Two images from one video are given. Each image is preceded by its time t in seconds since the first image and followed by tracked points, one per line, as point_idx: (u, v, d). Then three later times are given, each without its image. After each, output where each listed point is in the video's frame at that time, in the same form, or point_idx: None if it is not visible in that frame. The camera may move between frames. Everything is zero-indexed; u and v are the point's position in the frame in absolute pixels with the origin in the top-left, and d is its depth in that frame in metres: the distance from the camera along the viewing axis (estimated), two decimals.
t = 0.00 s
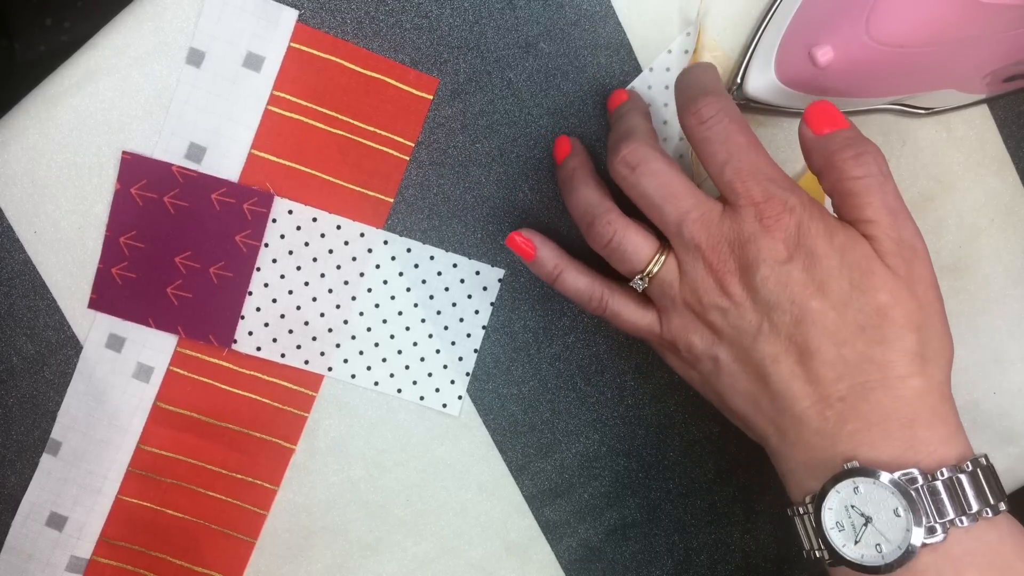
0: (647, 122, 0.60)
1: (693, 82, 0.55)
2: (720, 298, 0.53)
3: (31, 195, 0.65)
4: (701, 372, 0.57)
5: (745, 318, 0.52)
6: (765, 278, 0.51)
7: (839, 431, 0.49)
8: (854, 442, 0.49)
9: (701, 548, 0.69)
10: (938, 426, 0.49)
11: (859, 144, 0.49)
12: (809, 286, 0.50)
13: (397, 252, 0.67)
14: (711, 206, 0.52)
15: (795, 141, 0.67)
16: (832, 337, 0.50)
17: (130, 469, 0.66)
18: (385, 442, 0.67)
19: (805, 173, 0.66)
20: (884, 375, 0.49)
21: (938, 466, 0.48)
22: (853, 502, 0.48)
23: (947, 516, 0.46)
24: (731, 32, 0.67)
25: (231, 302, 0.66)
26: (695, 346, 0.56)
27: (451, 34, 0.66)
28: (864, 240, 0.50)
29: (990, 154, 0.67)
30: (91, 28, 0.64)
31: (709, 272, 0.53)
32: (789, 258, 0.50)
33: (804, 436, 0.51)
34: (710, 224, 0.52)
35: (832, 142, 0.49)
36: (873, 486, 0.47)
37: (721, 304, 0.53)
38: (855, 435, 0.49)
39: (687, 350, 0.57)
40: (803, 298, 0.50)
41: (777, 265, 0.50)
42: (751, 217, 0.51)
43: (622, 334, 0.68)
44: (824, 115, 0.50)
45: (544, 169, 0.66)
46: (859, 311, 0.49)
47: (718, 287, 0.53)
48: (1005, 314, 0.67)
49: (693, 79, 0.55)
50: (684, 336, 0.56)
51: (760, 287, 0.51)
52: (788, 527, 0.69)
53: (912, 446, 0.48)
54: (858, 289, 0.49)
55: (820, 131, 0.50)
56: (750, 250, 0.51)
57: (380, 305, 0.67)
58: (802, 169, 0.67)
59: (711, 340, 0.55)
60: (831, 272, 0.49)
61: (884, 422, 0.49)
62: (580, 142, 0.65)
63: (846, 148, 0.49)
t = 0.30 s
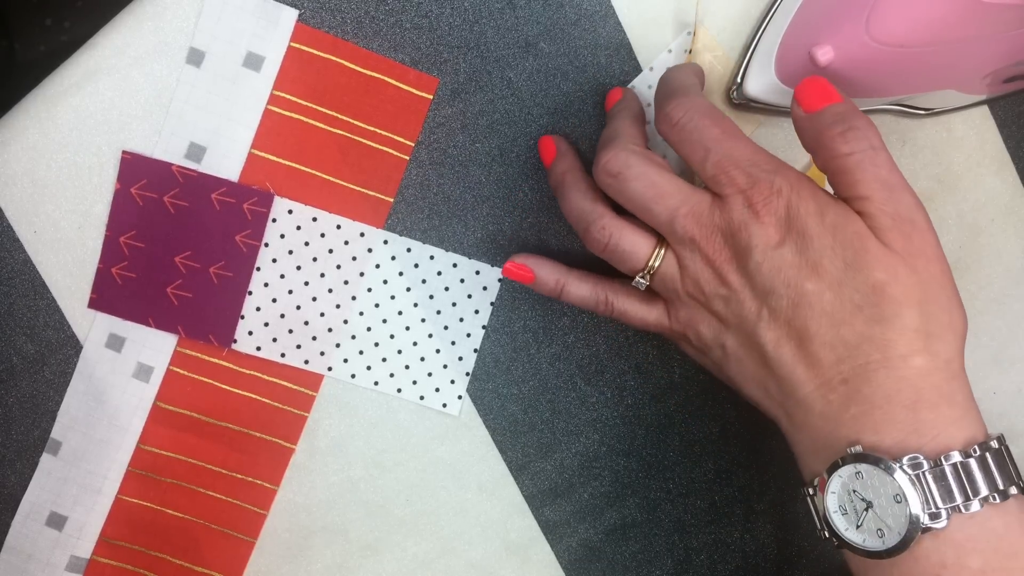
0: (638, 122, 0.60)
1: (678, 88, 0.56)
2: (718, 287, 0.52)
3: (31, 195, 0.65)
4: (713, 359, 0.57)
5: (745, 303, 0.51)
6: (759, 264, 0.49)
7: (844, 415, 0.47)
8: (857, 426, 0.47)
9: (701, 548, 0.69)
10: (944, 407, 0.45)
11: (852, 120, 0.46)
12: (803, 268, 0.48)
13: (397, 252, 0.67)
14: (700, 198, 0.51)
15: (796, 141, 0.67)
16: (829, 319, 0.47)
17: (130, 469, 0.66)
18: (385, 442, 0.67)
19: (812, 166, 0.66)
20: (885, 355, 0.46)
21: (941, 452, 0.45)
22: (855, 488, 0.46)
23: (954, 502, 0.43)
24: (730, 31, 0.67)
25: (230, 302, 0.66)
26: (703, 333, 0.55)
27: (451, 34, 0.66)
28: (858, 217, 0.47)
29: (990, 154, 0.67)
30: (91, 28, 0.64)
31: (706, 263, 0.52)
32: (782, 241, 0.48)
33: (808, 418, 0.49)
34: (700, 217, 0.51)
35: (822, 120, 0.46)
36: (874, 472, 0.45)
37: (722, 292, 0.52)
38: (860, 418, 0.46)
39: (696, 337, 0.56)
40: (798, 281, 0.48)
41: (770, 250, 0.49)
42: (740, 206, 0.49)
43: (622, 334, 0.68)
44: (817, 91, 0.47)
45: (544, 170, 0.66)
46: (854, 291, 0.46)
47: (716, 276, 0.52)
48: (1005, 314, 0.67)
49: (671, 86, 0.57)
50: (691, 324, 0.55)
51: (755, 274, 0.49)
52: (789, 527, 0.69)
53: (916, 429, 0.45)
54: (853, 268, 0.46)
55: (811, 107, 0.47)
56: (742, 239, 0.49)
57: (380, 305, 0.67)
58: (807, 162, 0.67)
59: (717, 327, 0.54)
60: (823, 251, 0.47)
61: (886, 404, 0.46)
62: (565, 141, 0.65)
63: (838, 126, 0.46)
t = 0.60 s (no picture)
0: (633, 123, 0.60)
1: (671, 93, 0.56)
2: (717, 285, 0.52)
3: (31, 195, 0.65)
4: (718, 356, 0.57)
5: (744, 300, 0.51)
6: (756, 261, 0.49)
7: (845, 411, 0.47)
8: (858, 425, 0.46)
9: (701, 548, 0.69)
10: (946, 404, 0.44)
11: (855, 113, 0.45)
12: (800, 264, 0.47)
13: (397, 252, 0.67)
14: (696, 197, 0.51)
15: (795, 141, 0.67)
16: (827, 315, 0.47)
17: (130, 469, 0.66)
18: (385, 441, 0.67)
19: (814, 163, 0.66)
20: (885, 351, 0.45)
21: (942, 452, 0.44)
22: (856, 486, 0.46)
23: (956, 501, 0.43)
24: (730, 31, 0.67)
25: (231, 302, 0.66)
26: (707, 331, 0.55)
27: (451, 34, 0.66)
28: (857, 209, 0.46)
29: (990, 154, 0.67)
30: (91, 28, 0.64)
31: (705, 261, 0.52)
32: (780, 237, 0.48)
33: (808, 424, 0.49)
34: (697, 216, 0.51)
35: (822, 113, 0.46)
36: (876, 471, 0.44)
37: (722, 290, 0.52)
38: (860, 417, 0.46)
39: (701, 334, 0.56)
40: (795, 277, 0.47)
41: (767, 247, 0.48)
42: (736, 204, 0.49)
43: (622, 333, 0.68)
44: (821, 86, 0.47)
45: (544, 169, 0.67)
46: (852, 286, 0.46)
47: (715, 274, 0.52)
48: (1006, 314, 0.67)
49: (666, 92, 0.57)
50: (696, 322, 0.56)
51: (753, 271, 0.49)
52: (789, 527, 0.69)
53: (916, 428, 0.44)
54: (851, 262, 0.46)
55: (812, 99, 0.47)
56: (738, 237, 0.49)
57: (380, 305, 0.67)
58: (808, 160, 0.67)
59: (720, 325, 0.54)
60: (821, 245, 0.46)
61: (886, 401, 0.45)
62: (556, 145, 0.64)
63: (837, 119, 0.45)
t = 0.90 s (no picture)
0: (635, 123, 0.59)
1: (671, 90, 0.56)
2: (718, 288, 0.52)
3: (31, 195, 0.65)
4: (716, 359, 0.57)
5: (746, 303, 0.51)
6: (759, 264, 0.49)
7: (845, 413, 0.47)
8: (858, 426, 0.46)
9: (701, 548, 0.69)
10: (947, 406, 0.44)
11: (852, 118, 0.45)
12: (803, 267, 0.47)
13: (397, 252, 0.67)
14: (699, 198, 0.51)
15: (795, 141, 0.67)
16: (829, 318, 0.47)
17: (130, 469, 0.66)
18: (385, 441, 0.67)
19: (813, 164, 0.66)
20: (886, 354, 0.45)
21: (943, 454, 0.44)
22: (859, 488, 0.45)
23: (959, 501, 0.43)
24: (731, 31, 0.67)
25: (231, 302, 0.66)
26: (705, 335, 0.55)
27: (451, 34, 0.66)
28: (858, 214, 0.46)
29: (990, 153, 0.67)
30: (91, 28, 0.64)
31: (706, 264, 0.52)
32: (782, 241, 0.48)
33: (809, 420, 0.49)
34: (700, 218, 0.51)
35: (820, 120, 0.46)
36: (880, 472, 0.44)
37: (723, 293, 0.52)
38: (861, 418, 0.46)
39: (699, 337, 0.56)
40: (798, 281, 0.47)
41: (769, 250, 0.48)
42: (739, 207, 0.49)
43: (621, 334, 0.68)
44: (820, 92, 0.47)
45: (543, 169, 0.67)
46: (854, 289, 0.46)
47: (717, 276, 0.52)
48: (1006, 313, 0.67)
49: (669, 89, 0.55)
50: (694, 325, 0.56)
51: (755, 274, 0.49)
52: (789, 527, 0.69)
53: (917, 430, 0.44)
54: (854, 266, 0.46)
55: (811, 105, 0.47)
56: (741, 239, 0.49)
57: (380, 305, 0.67)
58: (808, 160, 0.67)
59: (719, 328, 0.54)
60: (823, 249, 0.46)
61: (887, 404, 0.45)
62: (555, 147, 0.65)
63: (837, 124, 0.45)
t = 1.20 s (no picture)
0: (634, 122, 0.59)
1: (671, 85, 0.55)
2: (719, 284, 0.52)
3: (31, 195, 0.65)
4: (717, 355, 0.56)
5: (746, 299, 0.51)
6: (759, 260, 0.49)
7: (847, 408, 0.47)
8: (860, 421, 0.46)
9: (701, 548, 0.69)
10: (948, 401, 0.44)
11: (853, 111, 0.45)
12: (803, 263, 0.47)
13: (397, 252, 0.67)
14: (698, 195, 0.51)
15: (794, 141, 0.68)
16: (830, 313, 0.47)
17: (130, 469, 0.66)
18: (385, 441, 0.67)
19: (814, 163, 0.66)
20: (887, 348, 0.45)
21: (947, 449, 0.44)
22: (861, 482, 0.45)
23: (962, 497, 0.42)
24: (731, 31, 0.67)
25: (231, 302, 0.66)
26: (708, 331, 0.55)
27: (451, 34, 0.66)
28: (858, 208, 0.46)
29: (990, 153, 0.67)
30: (91, 28, 0.64)
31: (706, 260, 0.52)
32: (782, 235, 0.48)
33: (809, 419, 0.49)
34: (699, 215, 0.51)
35: (821, 114, 0.46)
36: (881, 467, 0.44)
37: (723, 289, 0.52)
38: (862, 417, 0.46)
39: (701, 334, 0.56)
40: (798, 276, 0.47)
41: (769, 245, 0.48)
42: (739, 202, 0.49)
43: (621, 334, 0.68)
44: (821, 86, 0.47)
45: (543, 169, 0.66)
46: (855, 284, 0.46)
47: (717, 272, 0.52)
48: (1006, 313, 0.67)
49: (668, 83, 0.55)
50: (696, 321, 0.56)
51: (756, 270, 0.49)
52: (789, 527, 0.69)
53: (920, 424, 0.44)
54: (854, 260, 0.45)
55: (812, 100, 0.47)
56: (741, 234, 0.49)
57: (380, 305, 0.67)
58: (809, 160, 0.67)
59: (720, 324, 0.54)
60: (823, 244, 0.46)
61: (889, 398, 0.45)
62: (554, 147, 0.65)
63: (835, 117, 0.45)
